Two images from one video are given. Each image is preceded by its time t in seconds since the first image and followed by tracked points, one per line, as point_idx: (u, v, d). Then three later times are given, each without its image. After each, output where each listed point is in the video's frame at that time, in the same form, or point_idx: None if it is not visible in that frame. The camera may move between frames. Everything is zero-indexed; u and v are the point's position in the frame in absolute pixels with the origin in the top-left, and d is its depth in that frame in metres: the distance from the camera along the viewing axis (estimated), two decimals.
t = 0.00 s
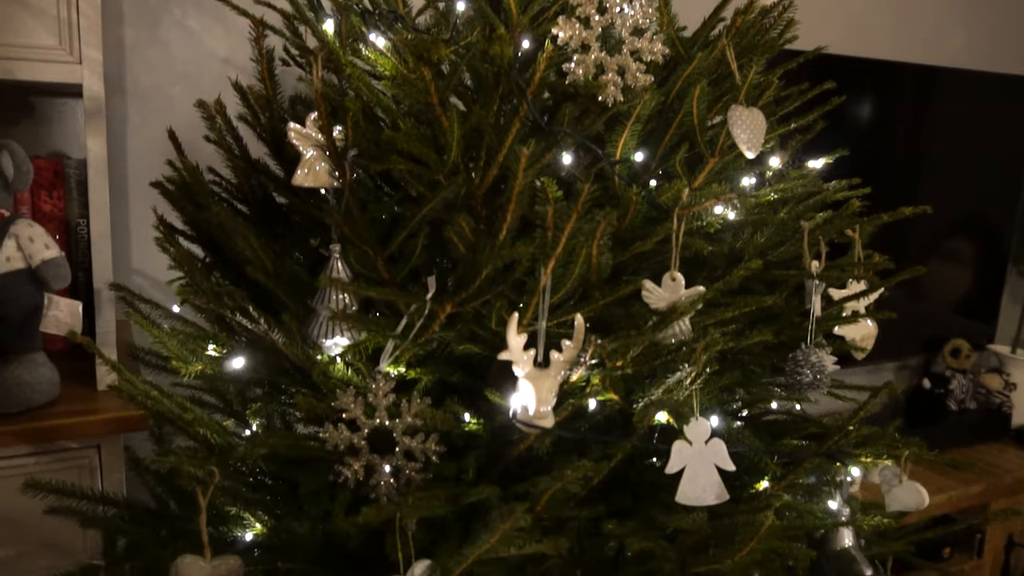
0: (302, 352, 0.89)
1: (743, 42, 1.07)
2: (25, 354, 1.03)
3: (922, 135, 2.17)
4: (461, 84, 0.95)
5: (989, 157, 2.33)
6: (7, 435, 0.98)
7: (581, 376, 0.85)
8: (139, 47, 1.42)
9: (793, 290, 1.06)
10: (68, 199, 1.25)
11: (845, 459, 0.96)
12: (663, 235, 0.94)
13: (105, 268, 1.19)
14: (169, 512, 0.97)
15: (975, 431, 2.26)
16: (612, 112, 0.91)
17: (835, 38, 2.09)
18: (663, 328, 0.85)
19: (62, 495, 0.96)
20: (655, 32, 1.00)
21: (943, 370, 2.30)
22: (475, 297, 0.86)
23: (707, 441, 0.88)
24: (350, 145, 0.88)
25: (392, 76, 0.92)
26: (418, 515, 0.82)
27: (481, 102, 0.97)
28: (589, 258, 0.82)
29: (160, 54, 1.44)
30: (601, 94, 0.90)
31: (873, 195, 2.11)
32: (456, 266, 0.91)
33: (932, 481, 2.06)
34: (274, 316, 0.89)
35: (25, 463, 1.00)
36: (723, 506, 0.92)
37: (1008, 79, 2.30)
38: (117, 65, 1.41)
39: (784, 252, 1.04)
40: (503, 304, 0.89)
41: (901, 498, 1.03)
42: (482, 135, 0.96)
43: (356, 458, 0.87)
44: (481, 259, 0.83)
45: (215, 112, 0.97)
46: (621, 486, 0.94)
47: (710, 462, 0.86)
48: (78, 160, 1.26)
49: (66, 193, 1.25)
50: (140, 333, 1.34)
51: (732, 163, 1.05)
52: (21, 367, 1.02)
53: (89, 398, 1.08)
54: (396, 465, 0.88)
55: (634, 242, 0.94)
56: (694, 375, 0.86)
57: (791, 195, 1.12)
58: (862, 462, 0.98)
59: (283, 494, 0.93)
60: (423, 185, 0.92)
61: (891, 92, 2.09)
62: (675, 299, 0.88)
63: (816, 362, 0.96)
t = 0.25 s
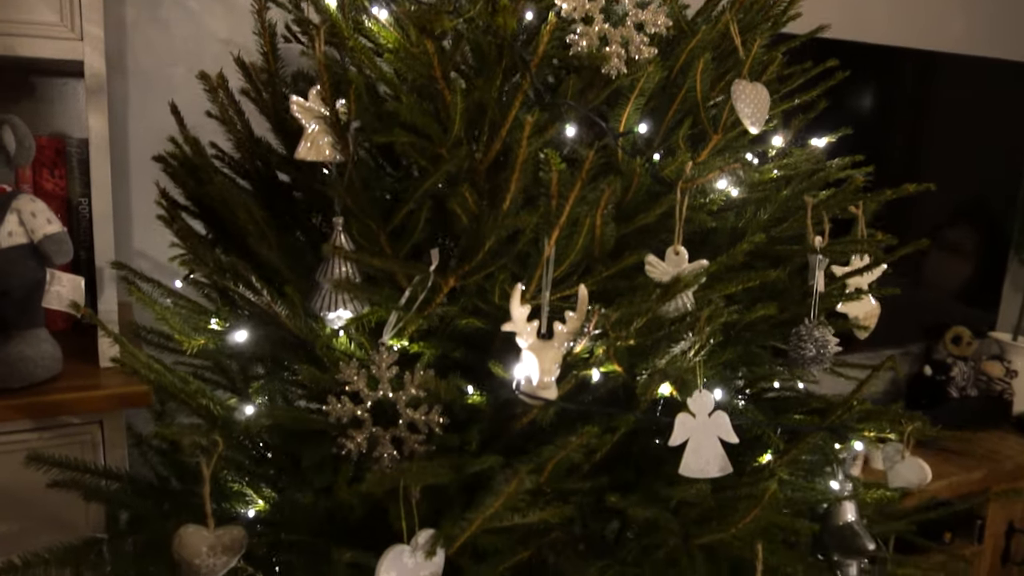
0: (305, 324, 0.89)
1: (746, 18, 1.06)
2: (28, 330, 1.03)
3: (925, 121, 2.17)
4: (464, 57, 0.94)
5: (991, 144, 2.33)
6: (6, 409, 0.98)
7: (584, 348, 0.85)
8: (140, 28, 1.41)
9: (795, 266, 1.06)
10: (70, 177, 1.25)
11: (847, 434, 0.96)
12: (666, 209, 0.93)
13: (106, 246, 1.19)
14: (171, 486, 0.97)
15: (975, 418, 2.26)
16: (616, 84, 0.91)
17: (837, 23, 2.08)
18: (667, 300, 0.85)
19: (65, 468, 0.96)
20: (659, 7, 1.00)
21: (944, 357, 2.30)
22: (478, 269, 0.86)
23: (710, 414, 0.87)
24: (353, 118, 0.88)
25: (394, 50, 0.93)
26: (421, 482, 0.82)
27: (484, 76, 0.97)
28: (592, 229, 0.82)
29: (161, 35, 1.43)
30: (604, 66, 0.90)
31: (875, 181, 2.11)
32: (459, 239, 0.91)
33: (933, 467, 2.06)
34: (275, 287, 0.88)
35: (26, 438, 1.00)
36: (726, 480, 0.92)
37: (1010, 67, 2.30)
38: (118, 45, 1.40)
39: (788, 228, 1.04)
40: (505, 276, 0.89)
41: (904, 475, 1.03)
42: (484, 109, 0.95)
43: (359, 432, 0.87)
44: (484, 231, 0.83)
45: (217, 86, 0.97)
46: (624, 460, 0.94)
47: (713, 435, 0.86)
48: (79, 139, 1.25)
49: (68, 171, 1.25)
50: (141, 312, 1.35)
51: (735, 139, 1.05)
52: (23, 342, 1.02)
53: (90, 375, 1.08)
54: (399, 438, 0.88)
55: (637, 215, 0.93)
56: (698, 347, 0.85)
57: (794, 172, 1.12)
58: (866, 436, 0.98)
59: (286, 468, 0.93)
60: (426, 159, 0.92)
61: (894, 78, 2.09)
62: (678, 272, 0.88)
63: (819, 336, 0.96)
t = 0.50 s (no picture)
0: (308, 299, 0.89)
1: None
2: (30, 306, 1.02)
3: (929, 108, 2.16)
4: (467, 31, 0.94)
5: (993, 131, 2.33)
6: (5, 385, 0.97)
7: (588, 321, 0.85)
8: (142, 8, 1.40)
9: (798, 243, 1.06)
10: (71, 156, 1.25)
11: (851, 409, 0.96)
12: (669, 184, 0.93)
13: (109, 225, 1.18)
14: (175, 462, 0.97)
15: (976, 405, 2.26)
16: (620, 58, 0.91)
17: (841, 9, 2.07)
18: (670, 273, 0.85)
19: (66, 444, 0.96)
20: None
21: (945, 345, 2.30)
22: (481, 241, 0.86)
23: (714, 388, 0.87)
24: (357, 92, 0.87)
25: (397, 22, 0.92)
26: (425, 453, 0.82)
27: (487, 51, 0.96)
28: (597, 200, 0.82)
29: (163, 16, 1.42)
30: (608, 39, 0.89)
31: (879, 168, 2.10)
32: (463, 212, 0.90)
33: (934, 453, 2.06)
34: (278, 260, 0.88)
35: (27, 413, 1.00)
36: (730, 454, 0.92)
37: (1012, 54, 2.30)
38: (120, 25, 1.39)
39: (792, 204, 1.03)
40: (509, 250, 0.88)
41: (908, 451, 1.03)
42: (488, 84, 0.95)
43: (363, 405, 0.87)
44: (488, 202, 0.82)
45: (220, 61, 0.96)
46: (628, 436, 0.94)
47: (717, 408, 0.86)
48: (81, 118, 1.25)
49: (70, 151, 1.25)
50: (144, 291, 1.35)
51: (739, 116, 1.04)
52: (26, 318, 1.01)
53: (92, 353, 1.08)
54: (402, 411, 0.88)
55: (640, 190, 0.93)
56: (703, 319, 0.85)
57: (798, 150, 1.12)
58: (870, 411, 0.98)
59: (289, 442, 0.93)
60: (430, 133, 0.92)
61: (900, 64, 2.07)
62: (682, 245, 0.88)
63: (823, 312, 0.96)
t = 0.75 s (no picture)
0: (312, 273, 0.89)
1: None
2: (33, 284, 1.02)
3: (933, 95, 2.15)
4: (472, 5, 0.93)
5: (994, 120, 2.32)
6: (6, 361, 0.98)
7: (592, 294, 0.84)
8: None
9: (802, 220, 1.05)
10: (73, 137, 1.24)
11: (854, 385, 0.96)
12: (674, 159, 0.93)
13: (111, 205, 1.18)
14: (178, 438, 0.97)
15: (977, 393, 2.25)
16: (624, 32, 0.90)
17: None
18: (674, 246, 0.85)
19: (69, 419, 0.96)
20: None
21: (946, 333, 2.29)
22: (485, 215, 0.85)
23: (718, 361, 0.87)
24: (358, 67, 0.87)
25: None
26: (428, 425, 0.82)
27: (490, 26, 0.96)
28: (601, 173, 0.82)
29: None
30: (612, 12, 0.88)
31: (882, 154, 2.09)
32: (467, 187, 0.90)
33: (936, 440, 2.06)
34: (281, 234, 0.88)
35: (29, 389, 1.00)
36: (733, 430, 0.92)
37: (1014, 43, 2.29)
38: (122, 7, 1.38)
39: (795, 181, 1.03)
40: (512, 224, 0.88)
41: (911, 429, 1.03)
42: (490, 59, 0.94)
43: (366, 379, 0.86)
44: (493, 175, 0.82)
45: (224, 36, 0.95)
46: (631, 412, 0.94)
47: (720, 380, 0.86)
48: (83, 99, 1.24)
49: (71, 131, 1.24)
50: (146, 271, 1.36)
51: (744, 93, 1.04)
52: (29, 296, 1.01)
53: (95, 331, 1.08)
54: (406, 386, 0.88)
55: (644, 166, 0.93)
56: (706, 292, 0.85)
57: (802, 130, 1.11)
58: (874, 387, 0.98)
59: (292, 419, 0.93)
60: (433, 108, 0.91)
61: (904, 51, 2.06)
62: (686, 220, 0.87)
63: (826, 288, 0.96)
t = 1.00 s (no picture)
0: (315, 249, 0.89)
1: None
2: (36, 262, 1.02)
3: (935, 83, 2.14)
4: None
5: (995, 110, 2.32)
6: (9, 338, 0.98)
7: (596, 269, 0.84)
8: None
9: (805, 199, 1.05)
10: (75, 118, 1.24)
11: (858, 363, 0.96)
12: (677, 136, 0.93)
13: (114, 186, 1.18)
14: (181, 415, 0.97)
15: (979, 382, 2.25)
16: (628, 8, 0.90)
17: None
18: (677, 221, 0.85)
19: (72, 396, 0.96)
20: None
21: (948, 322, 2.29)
22: (489, 190, 0.85)
23: (722, 337, 0.87)
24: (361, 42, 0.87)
25: None
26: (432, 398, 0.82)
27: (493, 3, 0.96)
28: (605, 146, 0.81)
29: None
30: None
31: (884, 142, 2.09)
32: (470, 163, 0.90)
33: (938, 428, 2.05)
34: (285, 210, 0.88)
35: (32, 367, 1.00)
36: (737, 406, 0.92)
37: (1016, 31, 2.29)
38: None
39: (799, 160, 1.03)
40: (516, 199, 0.88)
41: (913, 408, 1.03)
42: (492, 34, 0.93)
43: (370, 354, 0.86)
44: (496, 149, 0.82)
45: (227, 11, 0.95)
46: (635, 390, 0.94)
47: (724, 355, 0.86)
48: (85, 80, 1.24)
49: (73, 112, 1.24)
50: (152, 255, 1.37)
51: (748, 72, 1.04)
52: (32, 274, 1.01)
53: (98, 311, 1.08)
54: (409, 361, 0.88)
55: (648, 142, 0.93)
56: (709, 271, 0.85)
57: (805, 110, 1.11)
58: (876, 363, 0.99)
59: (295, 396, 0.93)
60: (436, 84, 0.91)
61: (906, 38, 2.06)
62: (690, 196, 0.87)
63: (830, 266, 0.96)
